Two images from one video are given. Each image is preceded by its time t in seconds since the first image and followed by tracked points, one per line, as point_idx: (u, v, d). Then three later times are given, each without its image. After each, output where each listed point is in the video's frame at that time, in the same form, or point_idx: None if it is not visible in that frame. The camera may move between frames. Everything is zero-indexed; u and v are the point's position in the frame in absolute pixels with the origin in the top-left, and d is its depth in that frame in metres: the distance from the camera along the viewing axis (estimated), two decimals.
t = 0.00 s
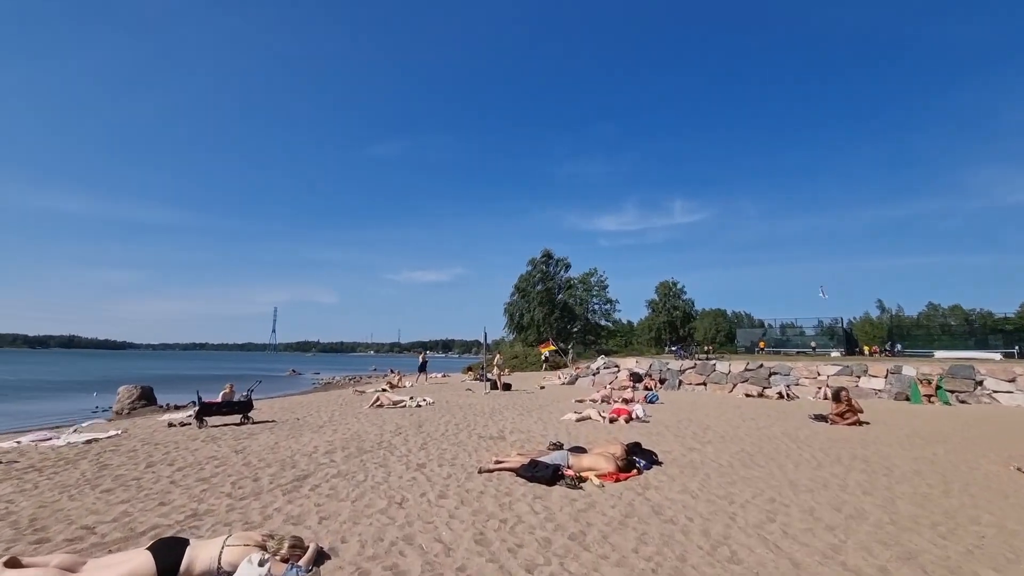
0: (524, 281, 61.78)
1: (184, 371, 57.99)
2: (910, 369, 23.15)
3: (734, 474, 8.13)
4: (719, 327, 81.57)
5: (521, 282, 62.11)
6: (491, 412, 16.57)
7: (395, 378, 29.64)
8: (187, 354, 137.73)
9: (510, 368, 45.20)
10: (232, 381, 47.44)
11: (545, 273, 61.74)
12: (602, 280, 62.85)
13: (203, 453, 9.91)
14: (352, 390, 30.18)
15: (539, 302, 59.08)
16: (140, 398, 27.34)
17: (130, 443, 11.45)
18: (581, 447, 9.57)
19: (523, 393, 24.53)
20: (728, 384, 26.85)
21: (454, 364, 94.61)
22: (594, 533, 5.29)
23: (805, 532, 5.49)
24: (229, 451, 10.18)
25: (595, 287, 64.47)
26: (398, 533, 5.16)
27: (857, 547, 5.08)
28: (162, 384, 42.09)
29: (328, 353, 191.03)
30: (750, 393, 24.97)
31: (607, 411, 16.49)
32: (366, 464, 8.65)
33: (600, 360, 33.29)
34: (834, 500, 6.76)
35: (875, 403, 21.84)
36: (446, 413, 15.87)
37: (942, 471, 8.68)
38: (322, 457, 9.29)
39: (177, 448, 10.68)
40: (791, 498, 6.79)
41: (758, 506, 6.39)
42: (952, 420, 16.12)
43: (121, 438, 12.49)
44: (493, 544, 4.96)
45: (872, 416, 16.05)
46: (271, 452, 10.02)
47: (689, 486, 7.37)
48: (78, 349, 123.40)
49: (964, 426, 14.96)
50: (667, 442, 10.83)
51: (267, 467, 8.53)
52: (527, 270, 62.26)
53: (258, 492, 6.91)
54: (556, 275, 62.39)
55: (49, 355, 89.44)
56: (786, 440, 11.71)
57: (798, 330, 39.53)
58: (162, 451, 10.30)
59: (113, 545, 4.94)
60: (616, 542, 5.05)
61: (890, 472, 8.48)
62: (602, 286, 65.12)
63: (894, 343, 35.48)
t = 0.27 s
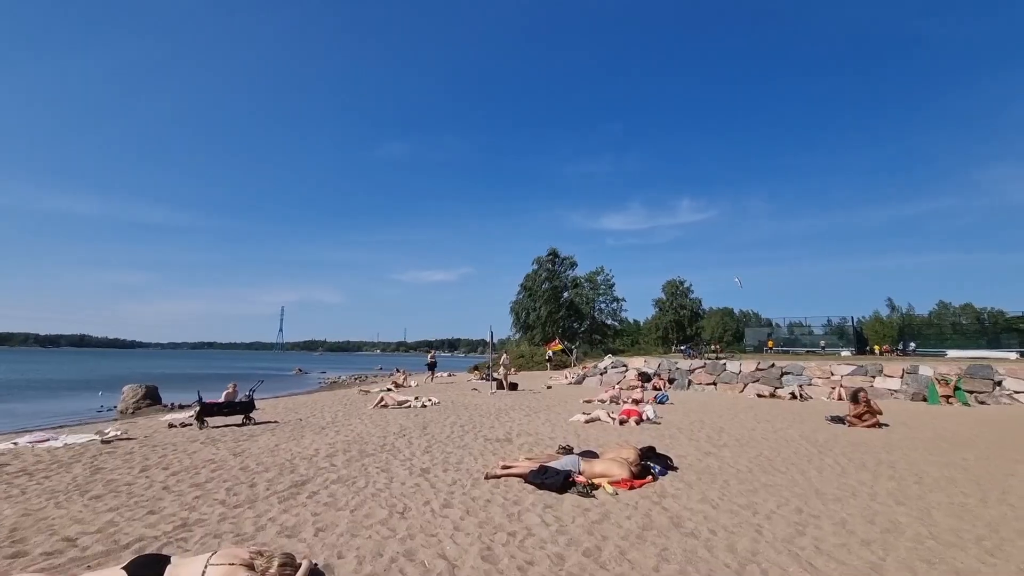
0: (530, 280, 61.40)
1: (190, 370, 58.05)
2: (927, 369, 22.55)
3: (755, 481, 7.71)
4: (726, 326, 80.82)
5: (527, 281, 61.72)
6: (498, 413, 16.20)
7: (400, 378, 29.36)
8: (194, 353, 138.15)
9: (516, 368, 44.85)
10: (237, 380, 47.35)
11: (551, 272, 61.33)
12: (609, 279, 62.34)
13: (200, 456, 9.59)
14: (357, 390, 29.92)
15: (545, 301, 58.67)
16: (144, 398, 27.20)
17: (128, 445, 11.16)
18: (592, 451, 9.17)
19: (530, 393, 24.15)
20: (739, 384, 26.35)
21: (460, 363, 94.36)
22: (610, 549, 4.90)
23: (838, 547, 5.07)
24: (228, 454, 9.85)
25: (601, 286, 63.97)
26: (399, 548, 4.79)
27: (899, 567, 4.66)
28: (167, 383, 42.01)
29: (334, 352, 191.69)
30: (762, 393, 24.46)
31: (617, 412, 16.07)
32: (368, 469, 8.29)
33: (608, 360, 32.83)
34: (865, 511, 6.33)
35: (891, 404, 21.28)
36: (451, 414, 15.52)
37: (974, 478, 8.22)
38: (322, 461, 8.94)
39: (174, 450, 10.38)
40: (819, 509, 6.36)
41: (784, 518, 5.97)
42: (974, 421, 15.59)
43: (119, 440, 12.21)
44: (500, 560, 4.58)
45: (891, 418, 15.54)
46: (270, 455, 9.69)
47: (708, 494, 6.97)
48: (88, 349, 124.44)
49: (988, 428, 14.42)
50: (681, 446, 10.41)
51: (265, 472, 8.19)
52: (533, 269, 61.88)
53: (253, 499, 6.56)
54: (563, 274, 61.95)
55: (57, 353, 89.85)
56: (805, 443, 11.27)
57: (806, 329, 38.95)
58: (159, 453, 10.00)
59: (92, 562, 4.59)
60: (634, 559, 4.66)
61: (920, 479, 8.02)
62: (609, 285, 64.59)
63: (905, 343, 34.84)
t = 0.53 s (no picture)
0: (536, 275, 61.00)
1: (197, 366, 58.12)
2: (944, 365, 21.95)
3: (772, 482, 7.29)
4: (734, 323, 79.99)
5: (533, 276, 61.31)
6: (503, 409, 15.85)
7: (405, 373, 29.09)
8: (202, 349, 138.86)
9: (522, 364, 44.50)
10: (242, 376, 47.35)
11: (558, 267, 60.87)
12: (615, 274, 61.81)
13: (194, 453, 9.29)
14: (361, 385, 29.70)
15: (552, 296, 58.25)
16: (149, 393, 27.11)
17: (123, 441, 10.90)
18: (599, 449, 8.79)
19: (535, 388, 23.79)
20: (748, 380, 25.86)
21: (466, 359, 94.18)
22: (620, 557, 4.52)
23: (869, 557, 4.68)
24: (223, 451, 9.55)
25: (608, 281, 63.41)
26: (391, 556, 4.44)
27: None
28: (172, 378, 42.00)
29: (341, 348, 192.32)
30: (773, 390, 23.96)
31: (624, 408, 15.66)
32: (365, 468, 7.94)
33: (614, 355, 32.38)
34: (894, 516, 5.90)
35: (907, 400, 20.73)
36: (454, 410, 15.17)
37: (1005, 479, 7.77)
38: (318, 459, 8.61)
39: (169, 447, 10.10)
40: (844, 514, 5.94)
41: (808, 523, 5.56)
42: (995, 418, 15.04)
43: (116, 435, 11.98)
44: (501, 570, 4.22)
45: (908, 415, 15.03)
46: (266, 452, 9.38)
47: (722, 496, 6.58)
48: (97, 344, 125.43)
49: (1011, 426, 13.90)
50: (692, 444, 10.00)
51: (259, 470, 7.88)
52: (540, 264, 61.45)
53: (242, 500, 6.23)
54: (569, 269, 61.48)
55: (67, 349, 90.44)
56: (821, 442, 10.83)
57: (815, 325, 38.26)
58: (153, 450, 9.71)
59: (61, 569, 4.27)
60: (647, 569, 4.28)
61: (948, 481, 7.57)
62: (615, 280, 64.05)
63: (916, 339, 34.16)
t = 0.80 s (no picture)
0: (541, 272, 60.65)
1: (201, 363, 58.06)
2: (959, 362, 21.39)
3: (793, 491, 6.89)
4: (740, 319, 79.30)
5: (538, 273, 60.92)
6: (508, 409, 15.49)
7: (408, 371, 28.78)
8: (208, 347, 139.24)
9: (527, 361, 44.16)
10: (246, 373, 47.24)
11: (563, 264, 60.45)
12: (620, 270, 61.31)
13: (187, 457, 8.96)
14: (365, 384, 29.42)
15: (557, 293, 57.87)
16: (151, 392, 26.92)
17: (117, 444, 10.61)
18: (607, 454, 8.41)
19: (540, 387, 23.41)
20: (757, 378, 25.39)
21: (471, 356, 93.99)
22: None
23: None
24: (217, 454, 9.20)
25: (613, 277, 62.92)
26: None
27: None
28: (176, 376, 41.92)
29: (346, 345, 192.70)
30: (783, 388, 23.47)
31: (632, 408, 15.28)
32: (362, 474, 7.57)
33: (620, 353, 31.96)
34: (928, 530, 5.49)
35: (921, 399, 20.21)
36: (458, 411, 14.80)
37: None
38: (314, 464, 8.24)
39: (163, 450, 9.78)
40: (873, 528, 5.53)
41: (836, 539, 5.16)
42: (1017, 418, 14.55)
43: (111, 437, 11.71)
44: None
45: (927, 415, 14.56)
46: (261, 456, 9.05)
47: (741, 506, 6.18)
48: (104, 342, 126.08)
49: None
50: (705, 448, 9.60)
51: (251, 476, 7.53)
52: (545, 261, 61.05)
53: (230, 511, 5.87)
54: (574, 266, 61.03)
55: (75, 346, 90.83)
56: (839, 444, 10.40)
57: (822, 321, 37.62)
58: (145, 454, 9.40)
59: None
60: None
61: (979, 488, 7.15)
62: (620, 276, 63.54)
63: (926, 335, 33.51)
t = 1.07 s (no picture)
0: (549, 271, 60.25)
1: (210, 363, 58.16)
2: (982, 362, 20.72)
3: (823, 499, 6.44)
4: (750, 318, 78.34)
5: (546, 273, 60.50)
6: (517, 409, 15.10)
7: (416, 371, 28.47)
8: (217, 347, 139.98)
9: (535, 360, 43.76)
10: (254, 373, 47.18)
11: (571, 263, 59.98)
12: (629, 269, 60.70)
13: (185, 459, 8.63)
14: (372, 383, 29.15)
15: (565, 292, 57.40)
16: (158, 391, 26.80)
17: (116, 444, 10.34)
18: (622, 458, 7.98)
19: (550, 387, 23.01)
20: (772, 378, 24.81)
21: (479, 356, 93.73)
22: None
23: None
24: (216, 456, 8.88)
25: (622, 276, 62.33)
26: None
27: None
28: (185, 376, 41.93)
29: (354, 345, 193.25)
30: (798, 388, 22.89)
31: (645, 408, 14.85)
32: (365, 478, 7.20)
33: (630, 352, 31.45)
34: (978, 544, 5.04)
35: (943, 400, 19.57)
36: (465, 411, 14.43)
37: None
38: (315, 467, 7.88)
39: (161, 451, 9.48)
40: (917, 540, 5.08)
41: (879, 554, 4.72)
42: None
43: (112, 437, 11.47)
44: None
45: (952, 416, 14.01)
46: (261, 458, 8.71)
47: (769, 515, 5.75)
48: (115, 342, 127.18)
49: None
50: (724, 451, 9.17)
51: (249, 480, 7.18)
52: (553, 260, 60.62)
53: (222, 518, 5.52)
54: (582, 265, 60.54)
55: (87, 347, 91.61)
56: (865, 447, 9.92)
57: (833, 320, 36.76)
58: (143, 455, 9.10)
59: None
60: None
61: None
62: (629, 275, 62.94)
63: (942, 334, 32.64)
